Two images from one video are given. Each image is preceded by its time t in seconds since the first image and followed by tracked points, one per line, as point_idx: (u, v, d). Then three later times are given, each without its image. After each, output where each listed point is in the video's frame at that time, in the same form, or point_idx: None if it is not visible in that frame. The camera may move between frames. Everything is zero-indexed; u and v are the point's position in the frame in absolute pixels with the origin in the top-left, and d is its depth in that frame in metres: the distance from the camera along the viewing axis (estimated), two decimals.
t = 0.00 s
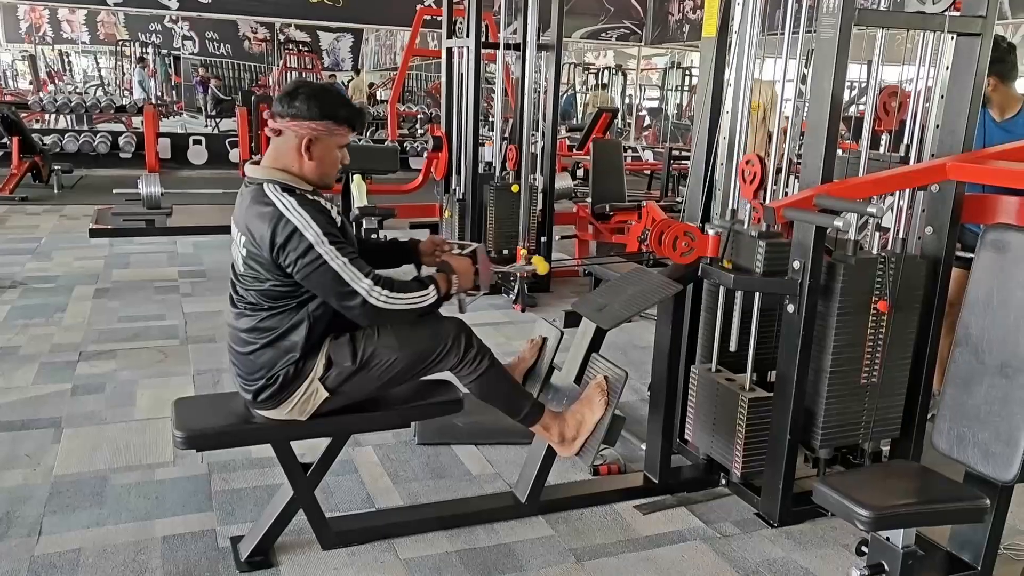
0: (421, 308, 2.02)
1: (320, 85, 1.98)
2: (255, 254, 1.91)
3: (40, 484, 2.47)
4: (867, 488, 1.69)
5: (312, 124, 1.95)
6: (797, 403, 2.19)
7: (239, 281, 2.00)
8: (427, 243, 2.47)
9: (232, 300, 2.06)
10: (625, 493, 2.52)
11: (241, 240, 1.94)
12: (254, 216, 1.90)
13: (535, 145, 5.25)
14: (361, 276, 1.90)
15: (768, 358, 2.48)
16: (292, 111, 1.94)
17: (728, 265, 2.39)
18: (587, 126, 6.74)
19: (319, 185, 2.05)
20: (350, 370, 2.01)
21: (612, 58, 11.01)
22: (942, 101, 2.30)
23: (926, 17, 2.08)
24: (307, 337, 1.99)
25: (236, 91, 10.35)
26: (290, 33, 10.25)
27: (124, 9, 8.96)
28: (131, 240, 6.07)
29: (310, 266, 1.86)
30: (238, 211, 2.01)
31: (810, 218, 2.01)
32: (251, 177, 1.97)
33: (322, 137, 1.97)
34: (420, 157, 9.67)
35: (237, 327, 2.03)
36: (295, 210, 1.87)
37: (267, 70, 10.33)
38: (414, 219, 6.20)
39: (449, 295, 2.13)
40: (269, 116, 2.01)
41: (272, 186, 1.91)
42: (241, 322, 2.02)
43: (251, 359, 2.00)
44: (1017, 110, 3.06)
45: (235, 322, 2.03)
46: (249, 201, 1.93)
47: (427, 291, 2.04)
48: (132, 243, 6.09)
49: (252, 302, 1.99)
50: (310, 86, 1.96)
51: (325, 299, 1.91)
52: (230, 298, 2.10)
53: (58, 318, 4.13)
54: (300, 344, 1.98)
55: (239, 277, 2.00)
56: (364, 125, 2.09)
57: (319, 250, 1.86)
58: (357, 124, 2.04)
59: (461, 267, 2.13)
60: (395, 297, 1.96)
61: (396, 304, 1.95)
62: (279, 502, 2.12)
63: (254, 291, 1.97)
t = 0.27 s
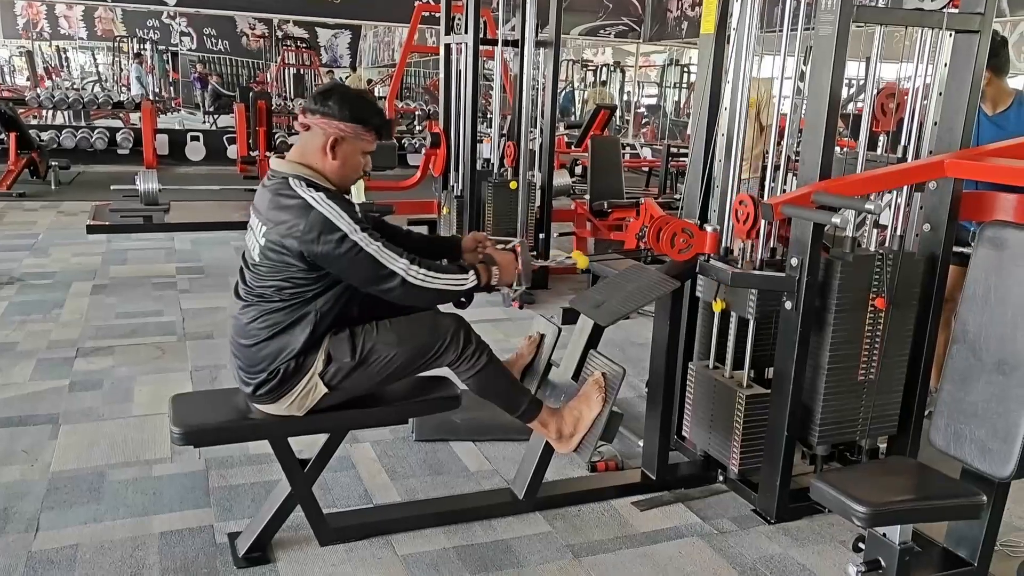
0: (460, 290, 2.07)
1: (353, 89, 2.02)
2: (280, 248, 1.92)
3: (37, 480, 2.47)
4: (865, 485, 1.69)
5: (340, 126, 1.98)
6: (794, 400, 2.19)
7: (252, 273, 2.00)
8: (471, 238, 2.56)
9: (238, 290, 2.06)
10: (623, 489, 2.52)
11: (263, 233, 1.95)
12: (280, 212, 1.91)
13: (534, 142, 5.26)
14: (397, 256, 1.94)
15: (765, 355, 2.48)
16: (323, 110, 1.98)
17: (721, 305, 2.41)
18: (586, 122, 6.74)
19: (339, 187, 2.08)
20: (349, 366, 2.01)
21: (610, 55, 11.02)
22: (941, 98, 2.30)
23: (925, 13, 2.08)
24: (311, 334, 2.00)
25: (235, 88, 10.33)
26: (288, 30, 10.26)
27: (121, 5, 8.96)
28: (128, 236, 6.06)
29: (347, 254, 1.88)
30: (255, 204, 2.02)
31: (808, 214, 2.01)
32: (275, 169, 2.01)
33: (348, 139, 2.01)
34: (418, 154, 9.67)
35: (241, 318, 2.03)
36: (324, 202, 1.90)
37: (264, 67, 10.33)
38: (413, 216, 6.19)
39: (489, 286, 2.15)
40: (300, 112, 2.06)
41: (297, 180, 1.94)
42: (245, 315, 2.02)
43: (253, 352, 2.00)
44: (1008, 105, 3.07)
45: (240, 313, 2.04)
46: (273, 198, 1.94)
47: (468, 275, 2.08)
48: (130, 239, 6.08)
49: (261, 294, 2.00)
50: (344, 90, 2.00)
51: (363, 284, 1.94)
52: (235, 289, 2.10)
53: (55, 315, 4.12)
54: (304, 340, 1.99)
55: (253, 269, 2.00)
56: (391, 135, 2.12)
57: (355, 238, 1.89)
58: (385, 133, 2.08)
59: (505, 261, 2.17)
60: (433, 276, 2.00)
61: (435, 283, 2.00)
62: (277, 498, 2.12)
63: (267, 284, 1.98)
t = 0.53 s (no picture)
0: (483, 281, 2.09)
1: (363, 89, 2.03)
2: (297, 246, 1.93)
3: (37, 478, 2.48)
4: (863, 486, 1.69)
5: (347, 124, 1.99)
6: (794, 401, 2.20)
7: (262, 268, 2.00)
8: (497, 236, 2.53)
9: (245, 285, 2.06)
10: (623, 489, 2.52)
11: (280, 232, 1.96)
12: (300, 211, 1.93)
13: (534, 142, 5.26)
14: (417, 245, 1.98)
15: (764, 356, 2.48)
16: (331, 109, 2.00)
17: (718, 330, 2.44)
18: (587, 123, 6.75)
19: (353, 186, 2.07)
20: (350, 364, 2.01)
21: (612, 55, 11.03)
22: (941, 100, 2.30)
23: (925, 15, 2.08)
24: (317, 332, 2.00)
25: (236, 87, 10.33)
26: (290, 29, 10.29)
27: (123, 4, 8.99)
28: (129, 235, 6.07)
29: (370, 248, 1.91)
30: (270, 204, 2.04)
31: (809, 215, 2.01)
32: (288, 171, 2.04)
33: (356, 136, 2.00)
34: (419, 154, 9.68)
35: (246, 314, 2.03)
36: (344, 199, 1.92)
37: (265, 66, 10.34)
38: (414, 215, 6.20)
39: (514, 280, 2.16)
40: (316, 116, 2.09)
41: (315, 180, 1.96)
42: (251, 311, 2.02)
43: (256, 349, 2.00)
44: (1013, 101, 3.06)
45: (246, 309, 2.03)
46: (292, 199, 1.95)
47: (490, 266, 2.10)
48: (130, 238, 6.08)
49: (269, 290, 1.99)
50: (354, 90, 2.01)
51: (386, 276, 1.97)
52: (242, 284, 2.10)
53: (55, 313, 4.12)
54: (309, 338, 1.99)
55: (264, 265, 2.00)
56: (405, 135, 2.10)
57: (377, 232, 1.91)
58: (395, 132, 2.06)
59: (530, 257, 2.19)
60: (453, 263, 2.03)
61: (457, 271, 2.03)
62: (276, 497, 2.13)
63: (276, 280, 1.98)
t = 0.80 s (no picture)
0: (483, 280, 2.09)
1: (349, 85, 2.03)
2: (297, 247, 1.93)
3: (37, 479, 2.48)
4: (862, 488, 1.69)
5: (329, 119, 1.99)
6: (793, 402, 2.19)
7: (261, 269, 2.00)
8: (500, 240, 2.51)
9: (245, 286, 2.06)
10: (622, 490, 2.52)
11: (280, 233, 1.96)
12: (299, 213, 1.93)
13: (534, 144, 5.26)
14: (417, 243, 1.98)
15: (764, 358, 2.48)
16: (315, 108, 2.02)
17: (717, 335, 2.44)
18: (587, 124, 6.75)
19: (345, 183, 2.06)
20: (349, 364, 2.01)
21: (612, 57, 11.03)
22: (941, 102, 2.31)
23: (925, 17, 2.08)
24: (316, 333, 2.00)
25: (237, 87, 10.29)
26: (290, 30, 10.29)
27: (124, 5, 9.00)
28: (129, 236, 6.07)
29: (371, 248, 1.91)
30: (270, 205, 2.04)
31: (809, 217, 2.01)
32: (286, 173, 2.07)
33: (339, 131, 2.00)
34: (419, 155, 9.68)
35: (246, 314, 2.02)
36: (344, 200, 1.92)
37: (266, 67, 10.31)
38: (414, 217, 6.20)
39: (515, 283, 2.18)
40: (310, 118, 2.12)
41: (313, 182, 1.96)
42: (251, 312, 2.02)
43: (256, 349, 2.00)
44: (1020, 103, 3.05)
45: (245, 309, 2.03)
46: (291, 201, 1.95)
47: (491, 265, 2.10)
48: (130, 238, 6.08)
49: (268, 290, 1.99)
50: (338, 86, 2.02)
51: (388, 276, 1.97)
52: (241, 285, 2.10)
53: (55, 314, 4.12)
54: (308, 339, 1.99)
55: (263, 266, 1.99)
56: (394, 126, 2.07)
57: (377, 232, 1.91)
58: (380, 123, 2.03)
59: (532, 259, 2.21)
60: (454, 261, 2.03)
61: (457, 269, 2.03)
62: (275, 498, 2.12)
63: (275, 281, 1.98)
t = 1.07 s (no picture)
0: (482, 280, 2.10)
1: (345, 85, 2.03)
2: (296, 248, 1.93)
3: (37, 481, 2.48)
4: (863, 488, 1.69)
5: (327, 120, 1.99)
6: (793, 403, 2.19)
7: (260, 270, 2.00)
8: (500, 242, 2.47)
9: (244, 287, 2.06)
10: (623, 491, 2.52)
11: (278, 234, 1.96)
12: (298, 213, 1.93)
13: (534, 145, 5.26)
14: (415, 243, 1.98)
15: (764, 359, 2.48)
16: (313, 109, 2.01)
17: (717, 336, 2.44)
18: (587, 125, 6.75)
19: (344, 184, 2.07)
20: (349, 365, 2.01)
21: (612, 57, 11.00)
22: (941, 102, 2.31)
23: (924, 17, 2.07)
24: (315, 334, 2.00)
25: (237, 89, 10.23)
26: (290, 31, 10.29)
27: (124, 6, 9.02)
28: (129, 237, 6.07)
29: (370, 249, 1.91)
30: (269, 207, 2.04)
31: (809, 217, 2.01)
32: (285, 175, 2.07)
33: (337, 132, 2.00)
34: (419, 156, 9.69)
35: (245, 316, 2.02)
36: (342, 200, 1.93)
37: (266, 68, 10.27)
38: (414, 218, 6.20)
39: (513, 283, 2.21)
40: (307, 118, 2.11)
41: (312, 183, 1.97)
42: (249, 313, 2.01)
43: (255, 350, 2.00)
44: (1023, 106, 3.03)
45: (244, 311, 2.03)
46: (290, 202, 1.95)
47: (490, 266, 2.11)
48: (131, 240, 6.09)
49: (267, 292, 1.99)
50: (334, 87, 2.02)
51: (389, 276, 1.97)
52: (239, 287, 2.10)
53: (55, 315, 4.13)
54: (307, 340, 1.99)
55: (262, 267, 1.99)
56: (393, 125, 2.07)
57: (376, 232, 1.92)
58: (378, 123, 2.03)
59: (532, 261, 2.22)
60: (454, 261, 2.03)
61: (456, 268, 2.03)
62: (275, 499, 2.12)
63: (274, 282, 1.98)
